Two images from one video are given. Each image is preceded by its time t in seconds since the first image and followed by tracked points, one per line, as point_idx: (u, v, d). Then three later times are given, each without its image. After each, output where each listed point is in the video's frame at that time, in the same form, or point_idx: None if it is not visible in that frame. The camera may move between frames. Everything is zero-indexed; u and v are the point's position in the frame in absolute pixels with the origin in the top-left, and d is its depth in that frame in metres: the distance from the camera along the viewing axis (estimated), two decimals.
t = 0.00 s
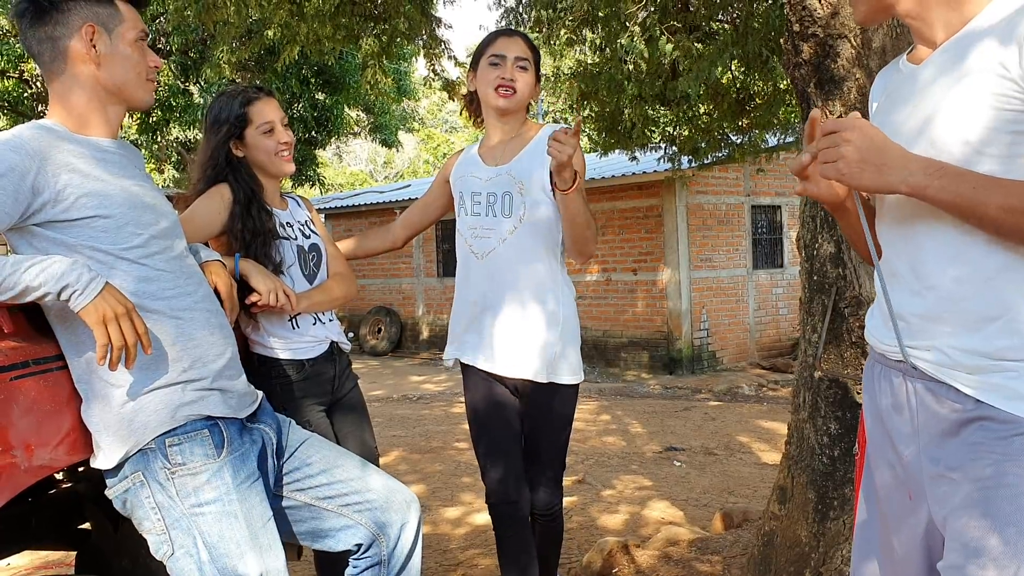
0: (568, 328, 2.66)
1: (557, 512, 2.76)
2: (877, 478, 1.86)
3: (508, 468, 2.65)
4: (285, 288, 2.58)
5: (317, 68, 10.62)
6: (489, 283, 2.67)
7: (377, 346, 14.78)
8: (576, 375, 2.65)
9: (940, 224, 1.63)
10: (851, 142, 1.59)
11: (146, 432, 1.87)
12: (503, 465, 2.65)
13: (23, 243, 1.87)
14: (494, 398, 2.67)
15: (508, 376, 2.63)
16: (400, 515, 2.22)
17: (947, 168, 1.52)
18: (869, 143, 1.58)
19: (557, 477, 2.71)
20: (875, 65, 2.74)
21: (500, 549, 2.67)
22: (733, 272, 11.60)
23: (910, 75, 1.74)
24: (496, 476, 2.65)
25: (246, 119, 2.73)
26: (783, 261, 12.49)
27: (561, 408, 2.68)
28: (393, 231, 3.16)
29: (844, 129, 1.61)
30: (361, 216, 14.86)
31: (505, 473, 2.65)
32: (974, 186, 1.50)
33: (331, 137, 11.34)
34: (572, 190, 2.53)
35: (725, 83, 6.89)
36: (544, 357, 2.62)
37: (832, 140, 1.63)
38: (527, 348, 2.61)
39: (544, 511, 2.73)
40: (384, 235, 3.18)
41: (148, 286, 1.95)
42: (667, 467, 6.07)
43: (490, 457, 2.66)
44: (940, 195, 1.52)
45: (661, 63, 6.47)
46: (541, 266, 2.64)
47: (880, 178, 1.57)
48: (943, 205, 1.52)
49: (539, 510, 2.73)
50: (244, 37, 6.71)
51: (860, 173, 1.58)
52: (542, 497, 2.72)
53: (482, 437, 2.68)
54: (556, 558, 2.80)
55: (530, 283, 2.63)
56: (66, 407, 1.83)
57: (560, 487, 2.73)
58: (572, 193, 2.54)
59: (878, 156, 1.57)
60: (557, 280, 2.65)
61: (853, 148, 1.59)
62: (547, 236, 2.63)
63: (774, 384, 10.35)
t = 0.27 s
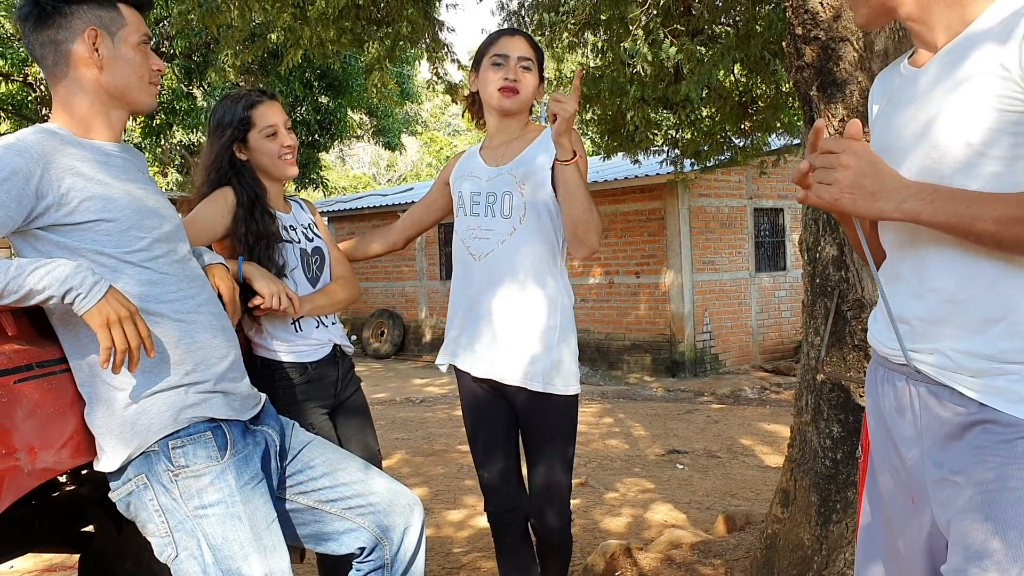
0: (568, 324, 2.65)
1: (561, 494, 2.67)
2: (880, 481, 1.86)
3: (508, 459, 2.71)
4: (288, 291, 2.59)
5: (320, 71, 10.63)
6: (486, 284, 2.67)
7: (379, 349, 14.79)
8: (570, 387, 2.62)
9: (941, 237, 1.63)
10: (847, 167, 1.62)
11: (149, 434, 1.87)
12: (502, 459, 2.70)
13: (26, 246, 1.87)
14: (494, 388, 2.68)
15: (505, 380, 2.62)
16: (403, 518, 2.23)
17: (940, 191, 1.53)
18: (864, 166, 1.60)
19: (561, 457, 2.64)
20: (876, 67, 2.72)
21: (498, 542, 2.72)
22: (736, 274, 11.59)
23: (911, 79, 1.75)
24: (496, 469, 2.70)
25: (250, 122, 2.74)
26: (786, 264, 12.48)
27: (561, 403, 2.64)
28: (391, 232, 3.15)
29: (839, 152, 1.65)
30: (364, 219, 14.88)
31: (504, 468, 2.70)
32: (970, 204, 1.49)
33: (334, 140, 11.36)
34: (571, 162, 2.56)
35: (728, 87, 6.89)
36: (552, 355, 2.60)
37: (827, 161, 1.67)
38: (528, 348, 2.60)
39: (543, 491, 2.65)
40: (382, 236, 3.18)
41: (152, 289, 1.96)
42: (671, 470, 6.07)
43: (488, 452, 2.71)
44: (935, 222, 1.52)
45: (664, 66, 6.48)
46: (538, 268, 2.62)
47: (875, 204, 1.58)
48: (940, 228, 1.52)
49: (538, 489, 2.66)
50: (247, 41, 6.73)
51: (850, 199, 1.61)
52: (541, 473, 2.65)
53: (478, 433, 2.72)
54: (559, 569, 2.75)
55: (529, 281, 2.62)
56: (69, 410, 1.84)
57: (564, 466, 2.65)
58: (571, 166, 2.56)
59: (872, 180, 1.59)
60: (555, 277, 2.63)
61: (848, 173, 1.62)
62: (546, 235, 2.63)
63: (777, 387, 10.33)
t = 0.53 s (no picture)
0: (565, 326, 2.63)
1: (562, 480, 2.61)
2: (880, 482, 1.86)
3: (509, 460, 2.73)
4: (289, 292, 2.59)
5: (321, 73, 10.64)
6: (482, 288, 2.67)
7: (380, 351, 14.79)
8: (568, 393, 2.58)
9: (940, 242, 1.63)
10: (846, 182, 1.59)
11: (150, 435, 1.88)
12: (501, 458, 2.73)
13: (27, 247, 1.87)
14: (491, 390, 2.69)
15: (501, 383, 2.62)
16: (404, 518, 2.23)
17: (948, 193, 1.52)
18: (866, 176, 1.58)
19: (560, 443, 2.60)
20: (878, 68, 2.77)
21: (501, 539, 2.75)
22: (736, 276, 11.59)
23: (912, 81, 1.74)
24: (496, 468, 2.73)
25: (251, 125, 2.74)
26: (786, 266, 12.48)
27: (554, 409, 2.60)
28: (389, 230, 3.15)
29: (840, 174, 1.61)
30: (364, 220, 14.88)
31: (504, 467, 2.73)
32: (977, 208, 1.49)
33: (335, 141, 11.36)
34: (564, 205, 2.41)
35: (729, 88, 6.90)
36: (554, 355, 2.59)
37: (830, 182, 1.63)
38: (525, 352, 2.59)
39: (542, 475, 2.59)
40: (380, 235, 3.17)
41: (153, 290, 1.96)
42: (672, 472, 6.06)
43: (487, 453, 2.73)
44: (946, 222, 1.50)
45: (665, 67, 6.48)
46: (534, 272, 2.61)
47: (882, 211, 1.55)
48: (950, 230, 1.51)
49: (535, 476, 2.59)
50: (248, 42, 6.73)
51: (864, 208, 1.57)
52: (541, 458, 2.60)
53: (477, 437, 2.74)
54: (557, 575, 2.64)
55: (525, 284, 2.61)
56: (70, 411, 1.84)
57: (564, 451, 2.61)
58: (565, 207, 2.43)
59: (878, 189, 1.56)
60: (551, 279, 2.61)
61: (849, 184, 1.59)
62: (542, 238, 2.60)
63: (777, 388, 10.33)
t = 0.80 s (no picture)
0: (563, 326, 2.64)
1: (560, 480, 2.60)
2: (880, 483, 1.86)
3: (510, 461, 2.73)
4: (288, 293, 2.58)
5: (320, 74, 10.63)
6: (480, 290, 2.67)
7: (380, 352, 14.79)
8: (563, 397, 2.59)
9: (942, 244, 1.62)
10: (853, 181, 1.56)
11: (150, 437, 1.87)
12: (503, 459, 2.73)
13: (25, 248, 1.86)
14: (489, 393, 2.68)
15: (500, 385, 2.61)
16: (404, 519, 2.22)
17: (958, 194, 1.51)
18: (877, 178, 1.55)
19: (559, 441, 2.60)
20: (878, 69, 2.75)
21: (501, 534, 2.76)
22: (736, 277, 11.59)
23: (911, 82, 1.74)
24: (499, 469, 2.73)
25: (249, 126, 2.74)
26: (786, 267, 12.47)
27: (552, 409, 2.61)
28: (389, 230, 3.15)
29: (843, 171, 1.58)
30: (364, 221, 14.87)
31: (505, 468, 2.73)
32: (987, 208, 1.49)
33: (335, 142, 11.36)
34: (560, 182, 2.45)
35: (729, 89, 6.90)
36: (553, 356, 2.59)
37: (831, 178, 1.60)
38: (523, 354, 2.59)
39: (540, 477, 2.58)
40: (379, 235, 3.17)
41: (152, 291, 1.95)
42: (672, 473, 6.06)
43: (489, 454, 2.73)
44: (955, 224, 1.50)
45: (664, 68, 6.47)
46: (532, 274, 2.61)
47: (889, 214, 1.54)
48: (961, 232, 1.51)
49: (534, 474, 2.59)
50: (247, 43, 6.73)
51: (873, 215, 1.55)
52: (540, 457, 2.59)
53: (477, 439, 2.73)
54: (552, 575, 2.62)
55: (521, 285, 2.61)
56: (69, 413, 1.84)
57: (563, 450, 2.61)
58: (561, 184, 2.45)
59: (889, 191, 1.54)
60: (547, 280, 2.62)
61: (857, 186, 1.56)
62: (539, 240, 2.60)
63: (777, 390, 10.33)
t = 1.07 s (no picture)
0: (564, 333, 2.64)
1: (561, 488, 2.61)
2: (878, 482, 1.86)
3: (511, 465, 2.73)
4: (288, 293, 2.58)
5: (320, 73, 10.63)
6: (483, 290, 2.68)
7: (379, 351, 14.80)
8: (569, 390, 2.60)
9: (942, 244, 1.62)
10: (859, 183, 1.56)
11: (149, 436, 1.88)
12: (505, 463, 2.72)
13: (25, 247, 1.86)
14: (495, 394, 2.67)
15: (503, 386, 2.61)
16: (403, 518, 2.23)
17: (963, 191, 1.51)
18: (881, 178, 1.56)
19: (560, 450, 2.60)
20: (876, 69, 2.75)
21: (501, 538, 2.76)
22: (735, 277, 11.60)
23: (910, 82, 1.74)
24: (500, 474, 2.72)
25: (245, 126, 2.75)
26: (785, 267, 12.48)
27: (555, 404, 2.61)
28: (391, 231, 3.15)
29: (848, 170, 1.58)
30: (363, 221, 14.88)
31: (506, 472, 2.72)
32: (992, 206, 1.50)
33: (334, 142, 11.37)
34: (560, 203, 2.42)
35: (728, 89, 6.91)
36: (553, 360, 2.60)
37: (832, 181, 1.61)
38: (525, 357, 2.59)
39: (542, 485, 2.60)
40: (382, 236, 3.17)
41: (152, 291, 1.96)
42: (671, 472, 6.06)
43: (490, 458, 2.73)
44: (959, 222, 1.50)
45: (663, 68, 6.47)
46: (534, 275, 2.61)
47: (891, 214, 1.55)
48: (964, 230, 1.51)
49: (536, 484, 2.60)
50: (247, 43, 6.74)
51: (877, 212, 1.56)
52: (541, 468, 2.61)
53: (479, 442, 2.74)
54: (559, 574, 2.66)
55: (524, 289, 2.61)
56: (69, 413, 1.84)
57: (564, 458, 2.61)
58: (561, 205, 2.42)
59: (895, 189, 1.54)
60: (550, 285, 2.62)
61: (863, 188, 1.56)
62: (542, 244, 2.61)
63: (776, 389, 10.33)
